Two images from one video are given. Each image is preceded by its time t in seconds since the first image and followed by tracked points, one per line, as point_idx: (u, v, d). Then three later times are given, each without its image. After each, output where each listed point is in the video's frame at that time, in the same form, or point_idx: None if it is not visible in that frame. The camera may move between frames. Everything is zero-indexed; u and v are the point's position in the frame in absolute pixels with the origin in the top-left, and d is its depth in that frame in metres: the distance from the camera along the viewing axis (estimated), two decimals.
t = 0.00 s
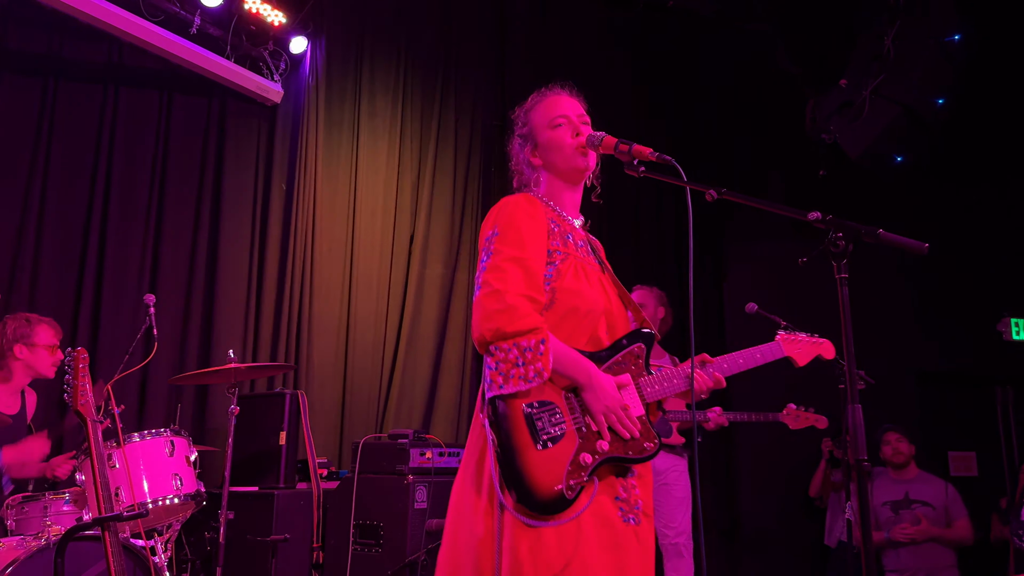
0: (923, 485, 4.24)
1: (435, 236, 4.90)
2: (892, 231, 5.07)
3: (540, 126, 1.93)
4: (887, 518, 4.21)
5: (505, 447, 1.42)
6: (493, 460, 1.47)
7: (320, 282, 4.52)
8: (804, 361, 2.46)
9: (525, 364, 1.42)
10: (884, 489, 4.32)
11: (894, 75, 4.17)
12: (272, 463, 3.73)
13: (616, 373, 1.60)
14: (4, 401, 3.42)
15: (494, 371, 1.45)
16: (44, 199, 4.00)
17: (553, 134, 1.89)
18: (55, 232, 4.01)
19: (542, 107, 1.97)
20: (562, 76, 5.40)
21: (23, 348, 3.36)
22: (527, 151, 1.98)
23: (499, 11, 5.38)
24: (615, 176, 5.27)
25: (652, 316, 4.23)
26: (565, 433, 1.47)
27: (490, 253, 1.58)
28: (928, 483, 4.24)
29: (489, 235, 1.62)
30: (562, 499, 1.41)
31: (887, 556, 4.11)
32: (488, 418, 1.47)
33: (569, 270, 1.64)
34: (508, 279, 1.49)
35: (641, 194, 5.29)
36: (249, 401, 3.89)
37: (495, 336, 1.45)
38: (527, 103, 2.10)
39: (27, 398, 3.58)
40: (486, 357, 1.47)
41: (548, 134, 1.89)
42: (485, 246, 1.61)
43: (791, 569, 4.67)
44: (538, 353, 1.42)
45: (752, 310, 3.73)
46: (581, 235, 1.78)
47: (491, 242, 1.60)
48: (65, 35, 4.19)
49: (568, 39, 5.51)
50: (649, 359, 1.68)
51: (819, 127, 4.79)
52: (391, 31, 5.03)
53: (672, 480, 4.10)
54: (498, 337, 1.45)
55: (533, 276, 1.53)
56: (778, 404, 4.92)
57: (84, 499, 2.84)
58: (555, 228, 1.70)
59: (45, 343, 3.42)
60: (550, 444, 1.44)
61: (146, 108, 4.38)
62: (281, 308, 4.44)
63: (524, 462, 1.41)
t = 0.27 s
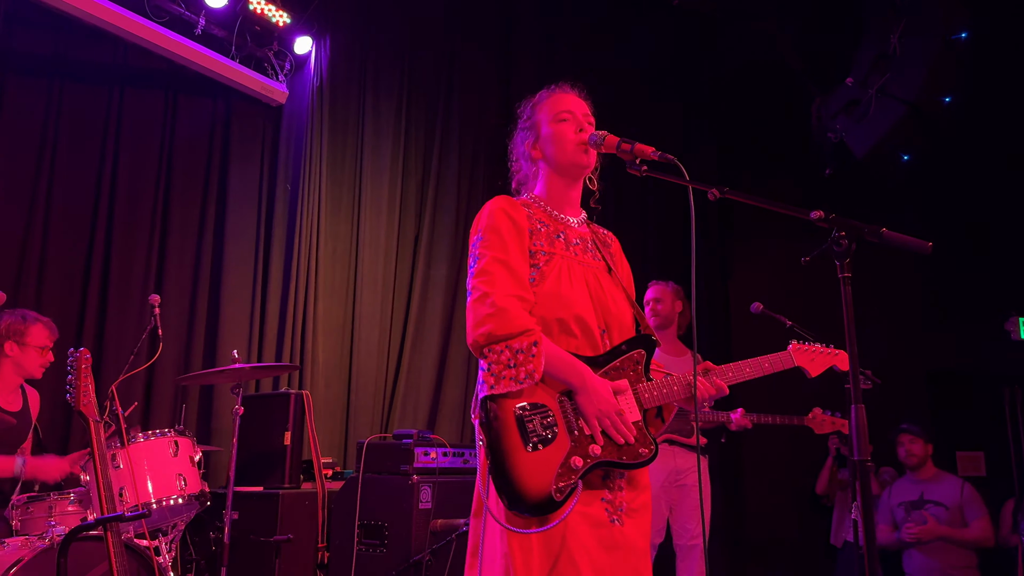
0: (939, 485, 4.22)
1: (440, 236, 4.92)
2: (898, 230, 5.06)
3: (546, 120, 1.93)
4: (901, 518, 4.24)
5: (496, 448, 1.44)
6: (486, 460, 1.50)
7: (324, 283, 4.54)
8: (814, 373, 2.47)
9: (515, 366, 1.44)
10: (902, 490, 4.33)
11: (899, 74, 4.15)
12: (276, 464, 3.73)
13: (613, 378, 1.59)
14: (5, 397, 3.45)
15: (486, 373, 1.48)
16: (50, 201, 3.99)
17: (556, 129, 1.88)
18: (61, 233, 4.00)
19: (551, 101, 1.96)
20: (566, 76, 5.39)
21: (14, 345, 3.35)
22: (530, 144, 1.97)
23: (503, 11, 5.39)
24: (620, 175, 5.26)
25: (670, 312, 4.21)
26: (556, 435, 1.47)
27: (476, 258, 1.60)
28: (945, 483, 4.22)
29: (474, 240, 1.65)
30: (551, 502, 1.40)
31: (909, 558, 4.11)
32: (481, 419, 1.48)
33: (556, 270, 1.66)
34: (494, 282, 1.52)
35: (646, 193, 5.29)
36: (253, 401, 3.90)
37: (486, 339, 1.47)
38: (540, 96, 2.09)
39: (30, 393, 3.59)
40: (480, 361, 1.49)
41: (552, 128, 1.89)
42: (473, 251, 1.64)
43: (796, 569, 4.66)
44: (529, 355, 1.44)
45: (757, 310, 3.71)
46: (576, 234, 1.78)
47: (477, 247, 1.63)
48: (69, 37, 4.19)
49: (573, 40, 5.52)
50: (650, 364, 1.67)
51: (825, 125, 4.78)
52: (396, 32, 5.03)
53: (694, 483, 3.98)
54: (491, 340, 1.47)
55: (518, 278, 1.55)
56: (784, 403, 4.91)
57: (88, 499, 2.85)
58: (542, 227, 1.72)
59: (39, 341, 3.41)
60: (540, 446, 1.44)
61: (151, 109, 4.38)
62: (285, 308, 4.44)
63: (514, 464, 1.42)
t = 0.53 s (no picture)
0: (954, 485, 4.20)
1: (446, 236, 4.91)
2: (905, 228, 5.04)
3: (552, 112, 1.92)
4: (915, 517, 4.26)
5: (484, 444, 1.42)
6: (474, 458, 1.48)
7: (330, 283, 4.54)
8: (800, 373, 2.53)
9: (504, 359, 1.43)
10: (921, 489, 4.34)
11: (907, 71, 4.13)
12: (283, 464, 3.74)
13: (603, 374, 1.59)
14: (18, 400, 3.45)
15: (473, 365, 1.47)
16: (58, 203, 4.01)
17: (562, 124, 1.88)
18: (70, 235, 4.01)
19: (558, 95, 1.96)
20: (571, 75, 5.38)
21: (31, 348, 3.36)
22: (530, 135, 1.96)
23: (509, 11, 5.39)
24: (626, 174, 5.25)
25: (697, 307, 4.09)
26: (546, 432, 1.46)
27: (467, 251, 1.60)
28: (960, 483, 4.19)
29: (466, 233, 1.65)
30: (540, 501, 1.39)
31: (926, 557, 4.13)
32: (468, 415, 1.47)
33: (549, 265, 1.66)
34: (484, 273, 1.52)
35: (652, 192, 5.28)
36: (260, 401, 3.91)
37: (476, 330, 1.46)
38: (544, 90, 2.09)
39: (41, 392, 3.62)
40: (467, 353, 1.49)
41: (560, 121, 1.89)
42: (464, 244, 1.64)
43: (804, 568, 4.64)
44: (520, 348, 1.43)
45: (764, 308, 3.69)
46: (569, 232, 1.79)
47: (468, 241, 1.63)
48: (76, 39, 4.19)
49: (579, 39, 5.50)
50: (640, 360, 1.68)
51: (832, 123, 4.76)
52: (401, 32, 5.04)
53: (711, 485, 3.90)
54: (480, 331, 1.46)
55: (510, 271, 1.55)
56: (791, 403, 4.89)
57: (96, 499, 2.86)
58: (536, 223, 1.72)
59: (56, 345, 3.42)
60: (529, 443, 1.44)
61: (158, 110, 4.40)
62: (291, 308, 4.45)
63: (501, 461, 1.41)
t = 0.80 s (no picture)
0: (967, 485, 4.18)
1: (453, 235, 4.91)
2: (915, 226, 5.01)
3: (554, 115, 1.90)
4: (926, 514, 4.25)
5: (489, 433, 1.40)
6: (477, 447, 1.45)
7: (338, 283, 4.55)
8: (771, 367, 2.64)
9: (512, 347, 1.40)
10: (936, 487, 4.32)
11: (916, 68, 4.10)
12: (292, 463, 3.75)
13: (603, 365, 1.59)
14: (22, 396, 3.47)
15: (478, 351, 1.44)
16: (68, 203, 4.02)
17: (567, 126, 1.87)
18: (79, 235, 4.02)
19: (558, 95, 1.95)
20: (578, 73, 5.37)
21: (29, 344, 3.38)
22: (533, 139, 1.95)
23: (515, 10, 5.38)
24: (633, 173, 5.24)
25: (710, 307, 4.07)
26: (551, 422, 1.45)
27: (490, 236, 1.55)
28: (974, 483, 4.16)
29: (492, 219, 1.59)
30: (546, 493, 1.38)
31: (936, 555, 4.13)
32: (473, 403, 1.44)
33: (572, 264, 1.61)
34: (505, 263, 1.47)
35: (660, 191, 5.27)
36: (268, 400, 3.92)
37: (484, 316, 1.43)
38: (543, 92, 2.08)
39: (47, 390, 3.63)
40: (472, 340, 1.45)
41: (566, 124, 1.88)
42: (489, 229, 1.58)
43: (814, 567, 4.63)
44: (527, 338, 1.41)
45: (773, 307, 3.67)
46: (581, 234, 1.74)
47: (493, 226, 1.57)
48: (84, 40, 4.21)
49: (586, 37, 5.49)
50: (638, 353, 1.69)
51: (841, 121, 4.74)
52: (407, 31, 5.04)
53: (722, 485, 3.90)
54: (487, 317, 1.43)
55: (534, 264, 1.50)
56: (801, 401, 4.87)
57: (106, 499, 2.87)
58: (562, 220, 1.66)
59: (53, 340, 3.44)
60: (534, 433, 1.42)
61: (166, 111, 4.42)
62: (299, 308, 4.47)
63: (508, 449, 1.39)
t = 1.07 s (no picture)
0: (977, 485, 4.16)
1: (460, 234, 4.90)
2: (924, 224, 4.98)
3: (558, 117, 1.90)
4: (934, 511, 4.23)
5: (517, 439, 1.39)
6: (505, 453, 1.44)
7: (345, 283, 4.54)
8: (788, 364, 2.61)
9: (535, 355, 1.40)
10: (945, 484, 4.29)
11: (924, 66, 4.08)
12: (300, 464, 3.75)
13: (623, 366, 1.58)
14: (39, 400, 3.48)
15: (503, 361, 1.43)
16: (76, 205, 4.04)
17: (572, 127, 1.87)
18: (87, 236, 4.04)
19: (562, 95, 1.94)
20: (584, 72, 5.35)
21: (51, 347, 3.38)
22: (541, 142, 1.95)
23: (521, 9, 5.37)
24: (640, 172, 5.23)
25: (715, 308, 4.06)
26: (576, 425, 1.45)
27: (506, 246, 1.54)
28: (983, 483, 4.14)
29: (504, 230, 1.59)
30: (573, 494, 1.38)
31: (942, 553, 4.13)
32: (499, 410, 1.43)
33: (586, 264, 1.62)
34: (523, 272, 1.47)
35: (667, 190, 5.25)
36: (276, 401, 3.92)
37: (506, 327, 1.42)
38: (547, 91, 2.07)
39: (62, 393, 3.64)
40: (496, 350, 1.44)
41: (570, 125, 1.87)
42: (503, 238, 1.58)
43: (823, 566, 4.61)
44: (550, 346, 1.41)
45: (780, 306, 3.65)
46: (594, 233, 1.75)
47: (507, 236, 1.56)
48: (90, 42, 4.21)
49: (592, 35, 5.46)
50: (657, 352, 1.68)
51: (848, 120, 4.71)
52: (413, 30, 5.02)
53: (728, 484, 3.89)
54: (511, 328, 1.42)
55: (551, 270, 1.50)
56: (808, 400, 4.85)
57: (114, 500, 2.87)
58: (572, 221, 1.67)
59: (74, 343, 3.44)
60: (561, 436, 1.41)
61: (174, 112, 4.44)
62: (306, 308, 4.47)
63: (537, 453, 1.38)
